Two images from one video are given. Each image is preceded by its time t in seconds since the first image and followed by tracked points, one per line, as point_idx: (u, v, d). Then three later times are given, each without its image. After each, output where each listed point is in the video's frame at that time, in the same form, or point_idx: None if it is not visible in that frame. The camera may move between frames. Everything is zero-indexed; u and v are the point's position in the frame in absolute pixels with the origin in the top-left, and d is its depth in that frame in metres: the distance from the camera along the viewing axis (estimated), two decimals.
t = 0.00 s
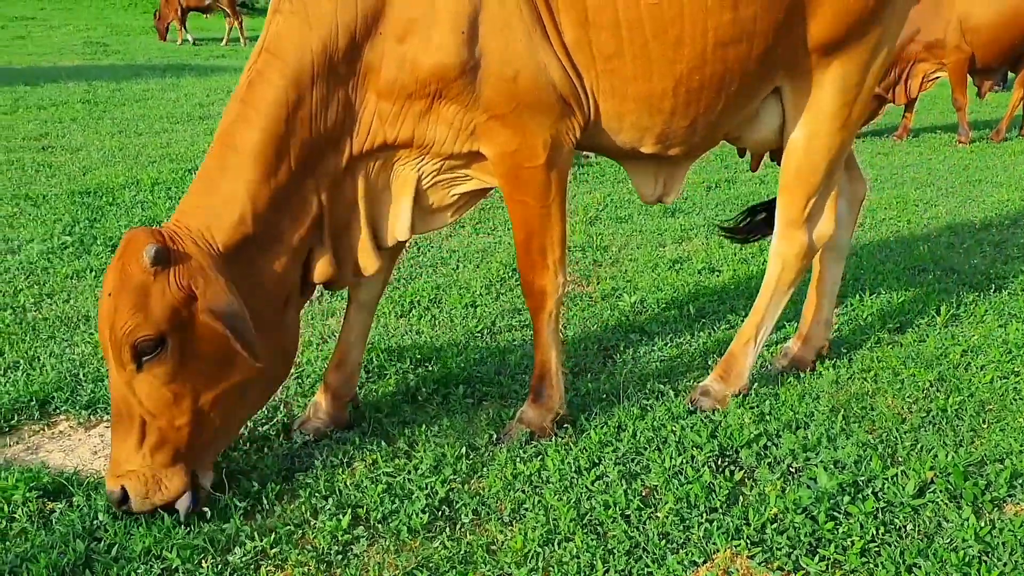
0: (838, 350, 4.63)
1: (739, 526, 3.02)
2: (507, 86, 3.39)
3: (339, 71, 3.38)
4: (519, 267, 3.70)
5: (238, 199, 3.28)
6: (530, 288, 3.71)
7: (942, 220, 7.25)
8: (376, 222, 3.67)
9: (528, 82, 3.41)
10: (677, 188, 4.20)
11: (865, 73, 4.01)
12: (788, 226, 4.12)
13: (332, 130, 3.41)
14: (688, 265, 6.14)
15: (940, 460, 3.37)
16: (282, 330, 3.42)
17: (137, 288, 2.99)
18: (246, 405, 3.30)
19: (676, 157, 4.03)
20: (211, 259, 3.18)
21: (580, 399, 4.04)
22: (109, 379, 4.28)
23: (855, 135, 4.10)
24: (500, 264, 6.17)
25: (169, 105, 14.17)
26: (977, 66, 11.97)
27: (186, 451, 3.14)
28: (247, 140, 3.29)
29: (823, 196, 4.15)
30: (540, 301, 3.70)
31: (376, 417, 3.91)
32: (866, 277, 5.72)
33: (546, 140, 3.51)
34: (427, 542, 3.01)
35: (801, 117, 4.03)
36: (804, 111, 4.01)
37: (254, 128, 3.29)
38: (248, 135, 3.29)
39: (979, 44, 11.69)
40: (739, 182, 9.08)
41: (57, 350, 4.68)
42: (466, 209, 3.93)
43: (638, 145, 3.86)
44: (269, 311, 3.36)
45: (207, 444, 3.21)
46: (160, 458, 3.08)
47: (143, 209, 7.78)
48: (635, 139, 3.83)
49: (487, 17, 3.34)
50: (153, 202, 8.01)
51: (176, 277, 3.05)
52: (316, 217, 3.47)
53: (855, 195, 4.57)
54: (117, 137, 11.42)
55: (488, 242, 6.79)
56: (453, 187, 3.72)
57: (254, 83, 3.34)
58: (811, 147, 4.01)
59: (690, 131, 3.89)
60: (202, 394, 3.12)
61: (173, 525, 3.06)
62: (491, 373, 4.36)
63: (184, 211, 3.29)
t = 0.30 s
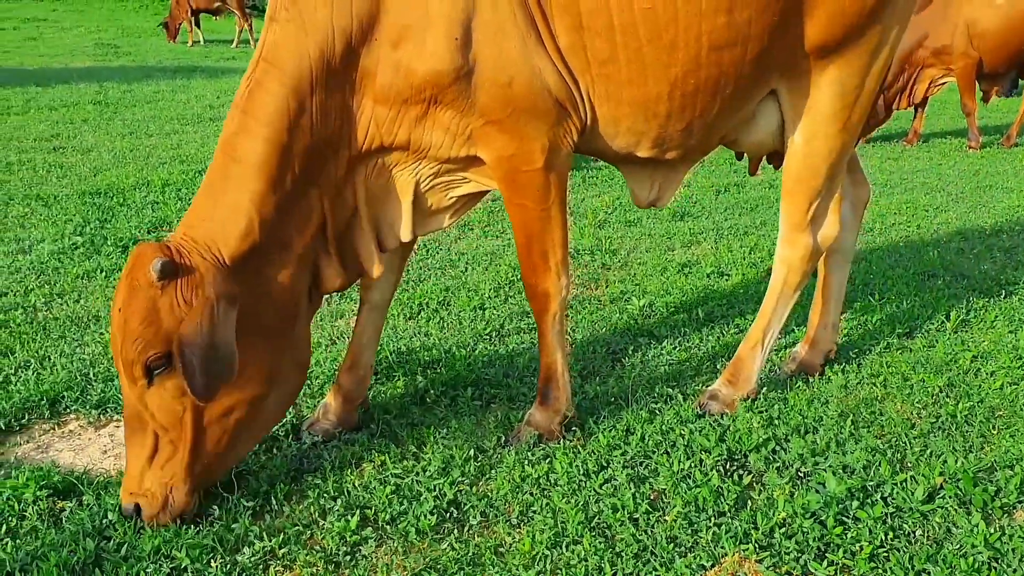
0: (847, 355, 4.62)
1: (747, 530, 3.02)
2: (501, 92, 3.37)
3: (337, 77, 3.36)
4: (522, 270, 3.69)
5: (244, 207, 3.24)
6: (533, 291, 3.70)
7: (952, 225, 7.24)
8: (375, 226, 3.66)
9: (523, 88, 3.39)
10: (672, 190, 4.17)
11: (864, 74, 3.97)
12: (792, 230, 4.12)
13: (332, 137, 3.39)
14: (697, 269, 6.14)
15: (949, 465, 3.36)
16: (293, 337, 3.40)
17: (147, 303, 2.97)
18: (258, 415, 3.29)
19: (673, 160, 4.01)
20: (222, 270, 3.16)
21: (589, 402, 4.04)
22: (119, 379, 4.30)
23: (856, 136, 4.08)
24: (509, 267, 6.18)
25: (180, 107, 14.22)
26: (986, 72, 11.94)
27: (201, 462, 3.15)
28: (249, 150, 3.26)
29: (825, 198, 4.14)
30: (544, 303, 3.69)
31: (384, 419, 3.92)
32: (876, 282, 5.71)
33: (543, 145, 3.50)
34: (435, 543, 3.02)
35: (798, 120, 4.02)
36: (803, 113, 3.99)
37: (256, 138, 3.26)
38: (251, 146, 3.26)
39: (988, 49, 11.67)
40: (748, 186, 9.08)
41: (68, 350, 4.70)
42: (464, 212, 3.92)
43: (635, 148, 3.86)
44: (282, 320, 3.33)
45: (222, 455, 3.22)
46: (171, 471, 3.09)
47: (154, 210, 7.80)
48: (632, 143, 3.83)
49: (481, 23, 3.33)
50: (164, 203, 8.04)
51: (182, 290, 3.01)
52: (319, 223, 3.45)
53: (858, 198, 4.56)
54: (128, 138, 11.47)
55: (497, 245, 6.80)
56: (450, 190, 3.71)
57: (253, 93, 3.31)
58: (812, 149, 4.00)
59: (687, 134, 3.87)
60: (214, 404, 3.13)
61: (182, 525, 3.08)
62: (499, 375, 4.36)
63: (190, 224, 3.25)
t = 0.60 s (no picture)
0: (858, 357, 4.61)
1: (757, 531, 3.01)
2: (512, 91, 3.34)
3: (344, 72, 3.32)
4: (532, 271, 3.68)
5: (239, 200, 3.22)
6: (542, 291, 3.69)
7: (964, 228, 7.20)
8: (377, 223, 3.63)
9: (535, 86, 3.37)
10: (677, 189, 4.17)
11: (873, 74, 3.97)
12: (802, 230, 4.11)
13: (338, 134, 3.35)
14: (708, 270, 6.13)
15: (961, 468, 3.35)
16: (276, 331, 3.38)
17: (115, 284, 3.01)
18: (235, 408, 3.27)
19: (679, 159, 4.00)
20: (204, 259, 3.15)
21: (599, 402, 4.04)
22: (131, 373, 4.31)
23: (865, 135, 4.07)
24: (519, 266, 6.18)
25: (192, 105, 14.26)
26: (998, 76, 11.90)
27: (167, 451, 3.13)
28: (249, 140, 3.24)
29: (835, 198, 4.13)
30: (554, 303, 3.69)
31: (393, 416, 3.92)
32: (888, 285, 5.69)
33: (554, 145, 3.47)
34: (445, 541, 3.02)
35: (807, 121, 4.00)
36: (811, 113, 3.98)
37: (257, 129, 3.24)
38: (251, 137, 3.24)
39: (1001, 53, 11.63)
40: (760, 188, 9.06)
41: (79, 345, 4.72)
42: (469, 211, 3.91)
43: (641, 146, 3.84)
44: (265, 315, 3.31)
45: (190, 444, 3.21)
46: (135, 451, 3.09)
47: (166, 207, 7.83)
48: (640, 141, 3.81)
49: (492, 22, 3.29)
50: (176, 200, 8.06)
51: (152, 273, 3.01)
52: (317, 221, 3.42)
53: (867, 199, 4.56)
54: (141, 135, 11.51)
55: (508, 245, 6.80)
56: (457, 188, 3.69)
57: (259, 83, 3.28)
58: (822, 149, 3.98)
59: (694, 132, 3.86)
60: (183, 392, 3.12)
61: (193, 520, 3.09)
62: (509, 374, 4.36)
63: (181, 206, 3.25)
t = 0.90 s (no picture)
0: (867, 357, 4.59)
1: (765, 531, 3.00)
2: (517, 93, 3.33)
3: (346, 74, 3.29)
4: (540, 270, 3.67)
5: (239, 206, 3.20)
6: (550, 291, 3.68)
7: (975, 229, 7.17)
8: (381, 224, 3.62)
9: (541, 88, 3.35)
10: (685, 190, 4.15)
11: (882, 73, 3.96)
12: (810, 231, 4.10)
13: (341, 138, 3.33)
14: (717, 270, 6.11)
15: (971, 469, 3.34)
16: (277, 333, 3.37)
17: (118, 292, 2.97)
18: (235, 409, 3.28)
19: (686, 160, 4.00)
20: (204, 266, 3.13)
21: (607, 402, 4.03)
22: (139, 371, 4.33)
23: (874, 135, 4.05)
24: (528, 266, 6.18)
25: (201, 104, 14.29)
26: (1008, 76, 11.85)
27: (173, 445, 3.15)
28: (250, 145, 3.21)
29: (844, 199, 4.11)
30: (561, 303, 3.67)
31: (402, 416, 3.92)
32: (897, 285, 5.67)
33: (561, 146, 3.46)
34: (452, 539, 3.02)
35: (816, 121, 3.99)
36: (820, 113, 3.97)
37: (258, 134, 3.21)
38: (252, 143, 3.21)
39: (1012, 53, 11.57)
40: (769, 188, 9.04)
41: (89, 343, 4.74)
42: (475, 212, 3.89)
43: (648, 147, 3.83)
44: (265, 319, 3.31)
45: (194, 447, 3.21)
46: (142, 454, 3.12)
47: (175, 205, 7.84)
48: (648, 141, 3.81)
49: (497, 25, 3.28)
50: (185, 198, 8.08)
51: (150, 284, 3.00)
52: (318, 225, 3.40)
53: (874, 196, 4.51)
54: (150, 134, 11.55)
55: (516, 244, 6.79)
56: (461, 189, 3.68)
57: (260, 87, 3.25)
58: (830, 149, 3.97)
59: (701, 133, 3.85)
60: (186, 394, 3.13)
61: (201, 518, 3.10)
62: (517, 374, 4.36)
63: (181, 210, 3.23)
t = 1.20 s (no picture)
0: (874, 358, 4.58)
1: (771, 531, 3.00)
2: (515, 94, 3.33)
3: (344, 76, 3.30)
4: (542, 271, 3.67)
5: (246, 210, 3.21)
6: (552, 291, 3.68)
7: (982, 229, 7.15)
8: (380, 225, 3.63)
9: (538, 90, 3.35)
10: (687, 191, 4.14)
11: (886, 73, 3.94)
12: (814, 232, 4.10)
13: (342, 140, 3.33)
14: (724, 270, 6.10)
15: (977, 470, 3.33)
16: (288, 338, 3.34)
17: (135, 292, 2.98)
18: (241, 419, 3.24)
19: (688, 160, 3.99)
20: (219, 268, 3.11)
21: (613, 402, 4.03)
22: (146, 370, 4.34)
23: (879, 135, 4.04)
24: (534, 266, 6.17)
25: (208, 104, 14.32)
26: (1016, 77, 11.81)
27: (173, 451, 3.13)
28: (254, 149, 3.22)
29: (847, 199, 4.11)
30: (564, 303, 3.67)
31: (407, 416, 3.92)
32: (904, 286, 5.66)
33: (560, 148, 3.45)
34: (458, 538, 3.03)
35: (820, 122, 3.98)
36: (823, 114, 3.96)
37: (262, 138, 3.22)
38: (257, 147, 3.22)
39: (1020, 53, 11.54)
40: (776, 188, 9.02)
41: (96, 342, 4.75)
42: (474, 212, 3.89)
43: (648, 147, 3.83)
44: (275, 328, 3.28)
45: (195, 453, 3.19)
46: (142, 457, 3.09)
47: (182, 205, 7.86)
48: (648, 141, 3.80)
49: (494, 26, 3.28)
50: (192, 199, 8.09)
51: (173, 283, 2.99)
52: (325, 228, 3.40)
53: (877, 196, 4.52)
54: (158, 134, 11.57)
55: (522, 244, 6.79)
56: (461, 189, 3.67)
57: (261, 91, 3.26)
58: (835, 151, 3.96)
59: (701, 134, 3.84)
60: (191, 400, 3.09)
61: (207, 516, 3.11)
62: (523, 373, 4.36)
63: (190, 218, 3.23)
